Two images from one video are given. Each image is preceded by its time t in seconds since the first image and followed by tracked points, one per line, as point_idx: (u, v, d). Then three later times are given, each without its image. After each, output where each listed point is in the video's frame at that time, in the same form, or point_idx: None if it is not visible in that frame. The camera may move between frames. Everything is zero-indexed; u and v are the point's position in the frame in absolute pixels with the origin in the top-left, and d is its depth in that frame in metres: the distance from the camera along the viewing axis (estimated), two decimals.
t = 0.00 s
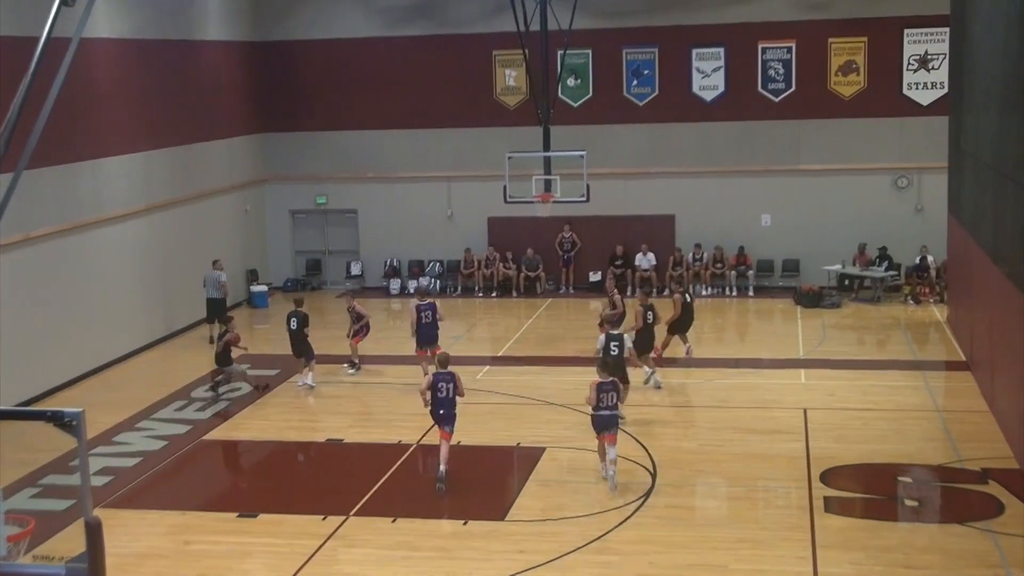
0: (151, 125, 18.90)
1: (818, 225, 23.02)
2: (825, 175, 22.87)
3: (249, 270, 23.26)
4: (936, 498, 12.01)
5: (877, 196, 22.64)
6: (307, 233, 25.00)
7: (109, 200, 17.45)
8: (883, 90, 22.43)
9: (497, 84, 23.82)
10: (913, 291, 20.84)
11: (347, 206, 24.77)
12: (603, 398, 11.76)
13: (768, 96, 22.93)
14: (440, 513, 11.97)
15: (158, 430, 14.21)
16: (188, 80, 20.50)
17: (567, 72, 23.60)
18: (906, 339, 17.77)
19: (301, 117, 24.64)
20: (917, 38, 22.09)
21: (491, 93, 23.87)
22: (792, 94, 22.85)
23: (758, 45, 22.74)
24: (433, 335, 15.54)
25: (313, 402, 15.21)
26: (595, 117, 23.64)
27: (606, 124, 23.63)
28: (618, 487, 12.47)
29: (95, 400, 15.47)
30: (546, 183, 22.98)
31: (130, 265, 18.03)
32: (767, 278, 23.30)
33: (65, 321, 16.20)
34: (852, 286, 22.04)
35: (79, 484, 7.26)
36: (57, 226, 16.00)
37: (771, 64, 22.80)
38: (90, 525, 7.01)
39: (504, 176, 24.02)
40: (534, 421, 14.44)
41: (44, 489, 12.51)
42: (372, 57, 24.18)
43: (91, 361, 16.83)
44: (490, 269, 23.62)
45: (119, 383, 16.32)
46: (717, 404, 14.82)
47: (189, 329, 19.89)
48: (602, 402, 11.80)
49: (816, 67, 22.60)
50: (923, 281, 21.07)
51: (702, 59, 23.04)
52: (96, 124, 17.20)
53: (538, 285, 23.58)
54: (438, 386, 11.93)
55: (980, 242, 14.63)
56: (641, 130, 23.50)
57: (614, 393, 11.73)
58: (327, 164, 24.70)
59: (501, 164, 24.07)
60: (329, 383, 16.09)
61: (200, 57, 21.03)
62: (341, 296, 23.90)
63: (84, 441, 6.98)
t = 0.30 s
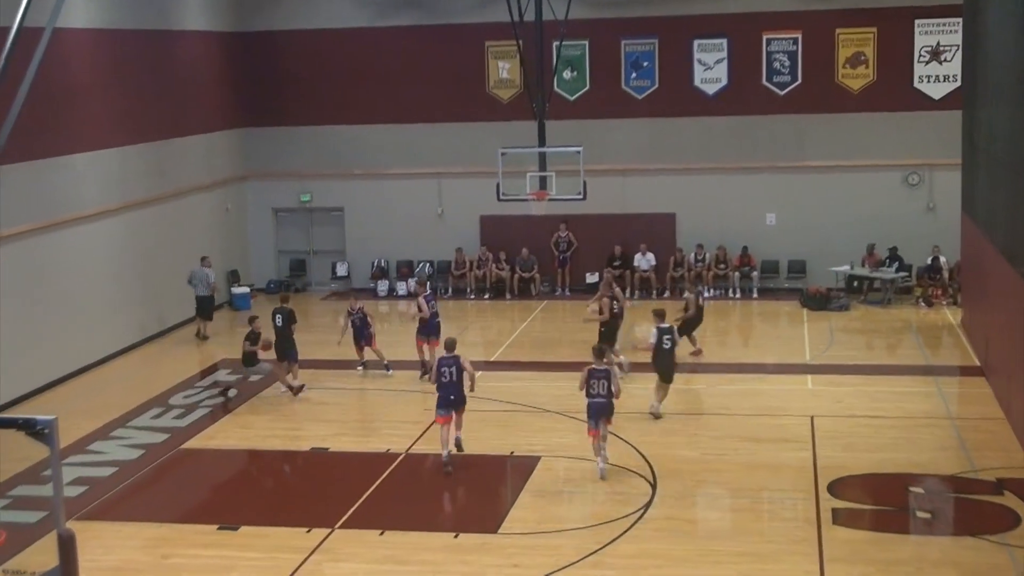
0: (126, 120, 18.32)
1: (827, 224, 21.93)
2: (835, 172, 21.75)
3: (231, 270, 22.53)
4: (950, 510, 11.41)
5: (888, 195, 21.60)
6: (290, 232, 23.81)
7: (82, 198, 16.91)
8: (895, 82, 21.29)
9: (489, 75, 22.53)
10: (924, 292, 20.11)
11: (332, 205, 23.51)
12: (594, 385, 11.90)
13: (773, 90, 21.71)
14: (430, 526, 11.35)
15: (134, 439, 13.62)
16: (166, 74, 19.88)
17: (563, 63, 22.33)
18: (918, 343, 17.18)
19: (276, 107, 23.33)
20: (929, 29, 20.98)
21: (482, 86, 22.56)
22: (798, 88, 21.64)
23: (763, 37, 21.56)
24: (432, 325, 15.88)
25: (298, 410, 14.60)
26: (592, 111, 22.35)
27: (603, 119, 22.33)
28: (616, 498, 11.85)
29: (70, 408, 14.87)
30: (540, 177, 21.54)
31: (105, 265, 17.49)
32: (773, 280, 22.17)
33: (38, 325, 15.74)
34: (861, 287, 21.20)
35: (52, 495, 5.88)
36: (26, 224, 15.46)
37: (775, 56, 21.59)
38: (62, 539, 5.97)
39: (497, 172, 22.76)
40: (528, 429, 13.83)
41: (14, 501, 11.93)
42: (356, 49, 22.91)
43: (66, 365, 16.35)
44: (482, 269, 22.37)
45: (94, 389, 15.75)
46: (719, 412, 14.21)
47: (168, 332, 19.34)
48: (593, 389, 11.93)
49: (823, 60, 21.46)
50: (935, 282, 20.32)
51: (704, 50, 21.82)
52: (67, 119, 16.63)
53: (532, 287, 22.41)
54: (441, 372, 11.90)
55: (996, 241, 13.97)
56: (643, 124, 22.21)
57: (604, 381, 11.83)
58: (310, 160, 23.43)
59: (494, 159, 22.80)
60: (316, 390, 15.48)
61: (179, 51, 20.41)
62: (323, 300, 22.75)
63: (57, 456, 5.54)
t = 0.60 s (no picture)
0: (101, 112, 17.66)
1: (841, 220, 20.99)
2: (851, 165, 20.80)
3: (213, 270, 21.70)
4: (977, 527, 10.63)
5: (910, 191, 20.65)
6: (273, 229, 22.82)
7: (53, 191, 16.27)
8: (916, 69, 20.35)
9: (484, 64, 21.63)
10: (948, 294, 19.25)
11: (317, 201, 22.55)
12: (601, 379, 11.60)
13: (788, 78, 20.83)
14: (421, 542, 10.59)
15: (106, 450, 12.89)
16: (146, 64, 19.20)
17: (563, 51, 21.45)
18: (940, 348, 16.41)
19: (268, 96, 22.40)
20: (952, 13, 20.07)
21: (476, 74, 21.65)
22: (815, 75, 20.74)
23: (776, 22, 20.68)
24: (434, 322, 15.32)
25: (283, 419, 13.83)
26: (594, 100, 21.44)
27: (609, 109, 21.42)
28: (618, 514, 11.08)
29: (41, 417, 14.14)
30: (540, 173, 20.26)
31: (77, 261, 16.84)
32: (787, 281, 21.21)
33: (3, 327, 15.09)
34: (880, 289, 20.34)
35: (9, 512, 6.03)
36: None
37: (790, 42, 20.75)
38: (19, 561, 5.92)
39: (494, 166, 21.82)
40: (528, 440, 13.05)
41: None
42: (353, 35, 21.97)
43: (33, 372, 15.70)
44: (478, 269, 21.42)
45: (67, 397, 15.03)
46: (729, 422, 13.44)
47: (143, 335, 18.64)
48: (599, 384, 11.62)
49: (841, 45, 20.55)
50: (959, 283, 19.41)
51: (713, 36, 20.95)
52: (37, 109, 16.00)
53: (531, 288, 21.48)
54: (453, 358, 12.01)
55: None
56: (649, 114, 21.32)
57: (611, 374, 11.60)
58: (296, 152, 22.46)
59: (490, 152, 21.85)
60: (303, 398, 14.73)
61: (160, 39, 19.72)
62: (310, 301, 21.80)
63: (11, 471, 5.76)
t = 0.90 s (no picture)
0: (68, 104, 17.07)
1: (853, 219, 20.27)
2: (865, 160, 20.08)
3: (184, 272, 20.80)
4: (1004, 547, 9.86)
5: (935, 186, 19.91)
6: (251, 229, 22.04)
7: (14, 187, 15.69)
8: (937, 58, 19.64)
9: (477, 52, 20.80)
10: (972, 298, 18.53)
11: (298, 198, 21.74)
12: (611, 370, 11.60)
13: (802, 66, 20.07)
14: (410, 561, 9.86)
15: (73, 464, 12.18)
16: (116, 54, 18.54)
17: (562, 38, 20.66)
18: (963, 356, 15.67)
19: (255, 86, 21.52)
20: None
21: (469, 62, 20.85)
22: (830, 65, 19.99)
23: (790, 7, 19.94)
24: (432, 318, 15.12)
25: (265, 431, 13.10)
26: (594, 91, 20.69)
27: (613, 101, 20.66)
28: (619, 533, 10.33)
29: (8, 428, 13.44)
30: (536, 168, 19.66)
31: (40, 261, 16.26)
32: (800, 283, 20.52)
33: None
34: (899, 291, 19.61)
35: None
36: None
37: (804, 29, 20.00)
38: None
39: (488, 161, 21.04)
40: (525, 453, 12.31)
41: None
42: (349, 22, 21.11)
43: None
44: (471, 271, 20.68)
45: (37, 407, 14.33)
46: (738, 434, 12.71)
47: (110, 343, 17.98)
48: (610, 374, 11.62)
49: (858, 33, 19.81)
50: (984, 286, 18.68)
51: (722, 22, 20.19)
52: None
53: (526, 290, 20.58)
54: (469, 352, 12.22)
55: None
56: (652, 106, 20.56)
57: (623, 366, 11.58)
58: (278, 145, 21.64)
59: (485, 146, 21.07)
60: (288, 408, 14.01)
61: (133, 29, 19.05)
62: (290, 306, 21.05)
63: None
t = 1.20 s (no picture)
0: (37, 91, 16.45)
1: (866, 216, 19.60)
2: (882, 153, 19.41)
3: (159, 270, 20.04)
4: None
5: (958, 178, 19.20)
6: (228, 225, 21.31)
7: None
8: (960, 44, 18.99)
9: (472, 36, 20.15)
10: (998, 299, 17.85)
11: (279, 192, 21.02)
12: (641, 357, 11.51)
13: (818, 53, 19.42)
14: None
15: (38, 476, 11.49)
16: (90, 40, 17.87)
17: (561, 22, 19.95)
18: (989, 361, 14.98)
19: (244, 75, 20.82)
20: None
21: (462, 49, 20.19)
22: (846, 51, 19.34)
23: None
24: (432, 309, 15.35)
25: (248, 440, 12.42)
26: (594, 78, 19.99)
27: (617, 88, 19.96)
28: (622, 550, 9.64)
29: None
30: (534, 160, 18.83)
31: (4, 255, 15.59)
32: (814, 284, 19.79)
33: None
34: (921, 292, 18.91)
35: None
36: None
37: (819, 14, 19.37)
38: None
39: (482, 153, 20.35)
40: (524, 464, 11.62)
41: None
42: (350, 7, 20.45)
43: None
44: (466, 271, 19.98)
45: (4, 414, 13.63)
46: (749, 445, 12.02)
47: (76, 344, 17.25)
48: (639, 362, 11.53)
49: (877, 18, 19.18)
50: (1011, 287, 18.02)
51: (733, 6, 19.56)
52: None
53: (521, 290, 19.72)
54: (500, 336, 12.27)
55: None
56: (656, 95, 19.87)
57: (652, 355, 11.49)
58: (260, 137, 20.93)
59: (478, 137, 20.39)
60: (271, 415, 13.33)
61: (107, 16, 18.41)
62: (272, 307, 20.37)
63: None
